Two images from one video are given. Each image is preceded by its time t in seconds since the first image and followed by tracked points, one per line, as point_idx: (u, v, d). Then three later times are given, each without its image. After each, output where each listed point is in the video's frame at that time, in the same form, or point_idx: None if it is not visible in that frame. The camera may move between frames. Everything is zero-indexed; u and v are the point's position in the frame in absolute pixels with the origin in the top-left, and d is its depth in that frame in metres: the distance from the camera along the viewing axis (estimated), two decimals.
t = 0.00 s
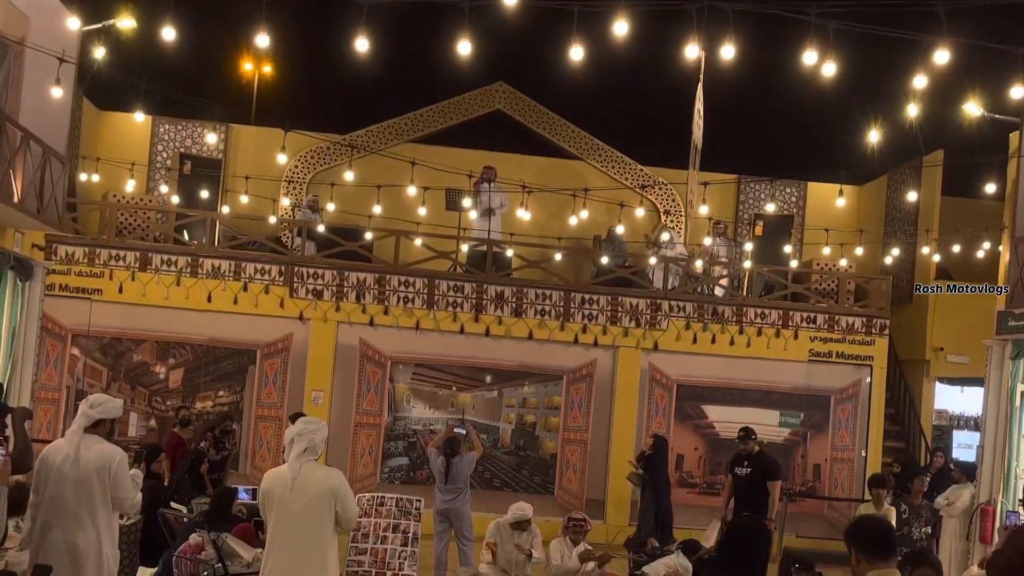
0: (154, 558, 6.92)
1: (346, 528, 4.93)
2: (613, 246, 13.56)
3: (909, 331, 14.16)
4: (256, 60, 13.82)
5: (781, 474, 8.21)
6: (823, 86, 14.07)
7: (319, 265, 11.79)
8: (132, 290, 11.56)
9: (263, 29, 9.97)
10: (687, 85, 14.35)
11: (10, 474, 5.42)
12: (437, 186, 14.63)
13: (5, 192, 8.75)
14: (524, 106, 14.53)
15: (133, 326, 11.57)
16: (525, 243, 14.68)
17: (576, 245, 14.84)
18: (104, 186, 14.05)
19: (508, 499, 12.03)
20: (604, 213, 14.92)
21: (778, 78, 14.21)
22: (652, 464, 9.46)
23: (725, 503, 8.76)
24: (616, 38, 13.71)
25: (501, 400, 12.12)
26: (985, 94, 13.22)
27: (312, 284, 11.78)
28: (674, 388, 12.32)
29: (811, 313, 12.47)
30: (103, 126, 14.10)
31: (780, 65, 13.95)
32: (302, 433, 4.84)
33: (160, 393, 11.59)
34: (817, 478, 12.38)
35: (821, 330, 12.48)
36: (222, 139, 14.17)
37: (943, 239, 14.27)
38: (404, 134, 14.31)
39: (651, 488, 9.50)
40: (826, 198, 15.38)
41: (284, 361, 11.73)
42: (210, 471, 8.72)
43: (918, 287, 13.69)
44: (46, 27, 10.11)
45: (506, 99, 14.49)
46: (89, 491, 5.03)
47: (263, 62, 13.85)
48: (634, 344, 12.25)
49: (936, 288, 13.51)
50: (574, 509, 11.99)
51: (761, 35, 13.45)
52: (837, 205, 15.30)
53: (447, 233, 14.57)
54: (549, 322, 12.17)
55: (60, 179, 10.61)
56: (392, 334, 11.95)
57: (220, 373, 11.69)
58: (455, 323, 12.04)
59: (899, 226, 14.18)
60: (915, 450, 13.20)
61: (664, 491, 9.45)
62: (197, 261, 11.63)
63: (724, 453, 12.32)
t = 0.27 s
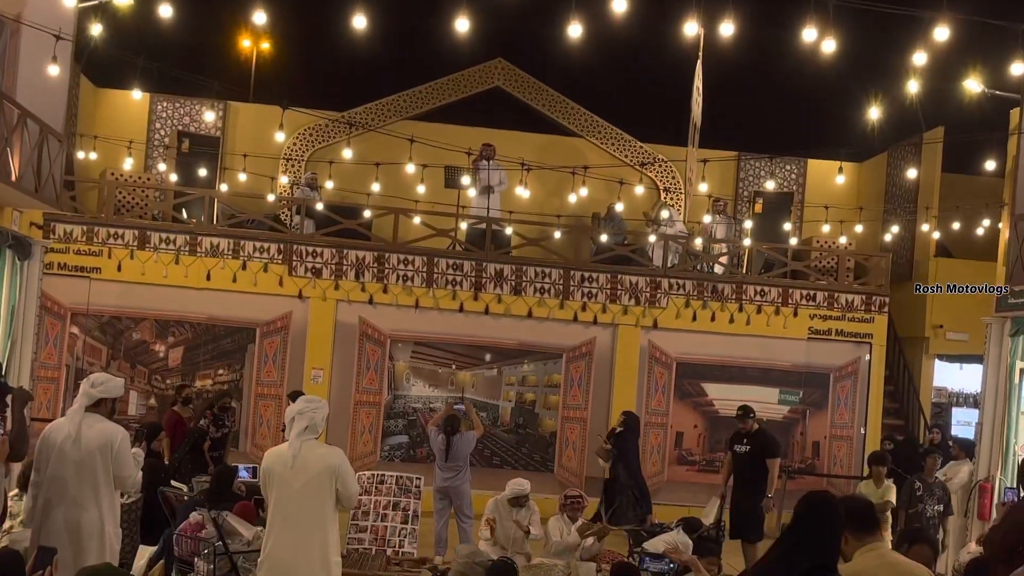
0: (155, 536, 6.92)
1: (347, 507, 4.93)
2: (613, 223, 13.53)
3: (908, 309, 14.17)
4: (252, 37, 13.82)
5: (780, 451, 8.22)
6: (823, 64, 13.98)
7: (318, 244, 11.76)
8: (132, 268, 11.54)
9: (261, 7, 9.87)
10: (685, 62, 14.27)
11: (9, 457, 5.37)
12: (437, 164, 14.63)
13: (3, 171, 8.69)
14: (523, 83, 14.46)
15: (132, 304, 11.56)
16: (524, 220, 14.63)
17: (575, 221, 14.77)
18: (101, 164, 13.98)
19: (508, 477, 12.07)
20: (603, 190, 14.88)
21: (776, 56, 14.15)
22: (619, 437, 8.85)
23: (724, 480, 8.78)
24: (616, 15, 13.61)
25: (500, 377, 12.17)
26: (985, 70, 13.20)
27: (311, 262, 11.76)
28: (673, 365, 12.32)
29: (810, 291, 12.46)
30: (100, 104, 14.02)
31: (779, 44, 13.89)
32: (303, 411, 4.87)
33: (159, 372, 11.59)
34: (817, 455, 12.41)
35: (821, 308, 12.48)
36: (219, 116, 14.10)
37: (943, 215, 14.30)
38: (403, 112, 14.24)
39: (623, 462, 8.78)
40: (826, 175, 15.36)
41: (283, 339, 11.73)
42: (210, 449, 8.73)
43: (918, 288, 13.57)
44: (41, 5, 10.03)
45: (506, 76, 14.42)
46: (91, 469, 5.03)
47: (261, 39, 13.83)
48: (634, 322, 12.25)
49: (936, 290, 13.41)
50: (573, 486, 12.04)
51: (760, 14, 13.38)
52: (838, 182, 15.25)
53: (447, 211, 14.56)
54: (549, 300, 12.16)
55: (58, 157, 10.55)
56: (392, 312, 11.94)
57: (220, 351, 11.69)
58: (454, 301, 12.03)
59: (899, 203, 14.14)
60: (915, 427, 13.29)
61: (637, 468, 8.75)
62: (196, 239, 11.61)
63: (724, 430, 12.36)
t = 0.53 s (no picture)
0: (156, 524, 6.94)
1: (347, 494, 4.94)
2: (612, 210, 13.53)
3: (907, 294, 14.17)
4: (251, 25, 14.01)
5: (779, 437, 8.24)
6: (821, 51, 14.29)
7: (317, 232, 11.76)
8: (131, 256, 11.54)
9: None
10: (686, 50, 14.65)
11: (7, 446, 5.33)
12: (435, 151, 14.50)
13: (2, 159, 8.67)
14: (523, 70, 14.42)
15: (132, 292, 11.56)
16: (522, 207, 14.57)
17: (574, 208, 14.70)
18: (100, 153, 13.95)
19: (508, 463, 12.09)
20: (602, 176, 14.79)
21: (777, 43, 14.42)
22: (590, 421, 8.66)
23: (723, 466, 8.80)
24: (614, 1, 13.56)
25: (500, 364, 12.16)
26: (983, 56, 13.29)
27: (311, 250, 11.75)
28: (673, 352, 12.34)
29: (809, 277, 12.46)
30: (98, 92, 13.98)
31: (779, 31, 14.25)
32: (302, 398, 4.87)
33: (159, 360, 11.61)
34: (816, 441, 12.45)
35: (820, 294, 12.47)
36: (217, 104, 14.05)
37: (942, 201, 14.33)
38: (401, 98, 14.19)
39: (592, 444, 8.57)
40: (826, 160, 15.10)
41: (283, 327, 11.74)
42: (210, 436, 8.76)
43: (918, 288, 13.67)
44: None
45: (504, 63, 14.37)
46: (93, 457, 5.05)
47: (259, 27, 14.00)
48: (633, 309, 12.25)
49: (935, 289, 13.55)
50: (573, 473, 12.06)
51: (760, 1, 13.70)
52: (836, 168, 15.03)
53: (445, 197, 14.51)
54: (548, 287, 12.16)
55: (56, 146, 10.54)
56: (391, 299, 11.94)
57: (220, 339, 11.70)
58: (454, 288, 12.03)
59: (898, 189, 14.10)
60: (914, 413, 13.35)
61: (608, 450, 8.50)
62: (195, 227, 11.59)
63: (723, 417, 12.38)
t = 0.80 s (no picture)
0: (158, 521, 6.94)
1: (349, 490, 4.95)
2: (613, 205, 13.53)
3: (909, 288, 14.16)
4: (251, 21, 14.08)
5: (782, 431, 8.24)
6: (821, 45, 14.27)
7: (318, 228, 11.76)
8: (132, 253, 11.54)
9: None
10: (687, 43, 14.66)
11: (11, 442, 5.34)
12: (435, 146, 14.46)
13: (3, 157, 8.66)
14: (523, 64, 14.40)
15: (133, 289, 11.56)
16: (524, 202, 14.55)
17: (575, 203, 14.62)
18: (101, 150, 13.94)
19: (510, 459, 12.11)
20: (603, 171, 14.76)
21: (777, 36, 14.39)
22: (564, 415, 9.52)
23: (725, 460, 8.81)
24: None
25: (502, 359, 12.14)
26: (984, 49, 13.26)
27: (312, 246, 11.75)
28: (675, 347, 12.34)
29: (811, 271, 12.45)
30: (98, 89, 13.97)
31: (779, 25, 14.21)
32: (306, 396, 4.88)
33: (161, 357, 11.61)
34: (818, 435, 12.46)
35: (822, 288, 12.46)
36: (218, 101, 14.02)
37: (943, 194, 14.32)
38: (402, 94, 14.17)
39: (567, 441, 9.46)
40: (826, 153, 15.07)
41: (284, 323, 11.74)
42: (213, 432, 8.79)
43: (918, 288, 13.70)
44: None
45: (505, 58, 14.38)
46: (96, 455, 5.06)
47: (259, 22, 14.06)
48: (634, 304, 12.25)
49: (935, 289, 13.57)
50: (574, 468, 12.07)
51: None
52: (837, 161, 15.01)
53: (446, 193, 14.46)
54: (549, 282, 12.16)
55: (57, 143, 10.54)
56: (393, 295, 11.94)
57: (221, 336, 11.71)
58: (455, 284, 12.03)
59: (899, 183, 14.09)
60: (916, 406, 13.36)
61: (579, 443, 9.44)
62: (196, 224, 11.59)
63: (725, 411, 12.39)
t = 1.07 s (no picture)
0: (161, 521, 6.95)
1: (351, 490, 4.97)
2: (615, 205, 13.54)
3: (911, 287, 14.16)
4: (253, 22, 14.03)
5: (784, 430, 8.24)
6: (823, 44, 14.19)
7: (321, 228, 11.78)
8: (135, 254, 11.56)
9: None
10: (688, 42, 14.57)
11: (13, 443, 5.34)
12: (437, 147, 14.49)
13: (6, 158, 8.69)
14: (525, 64, 14.44)
15: (136, 290, 11.59)
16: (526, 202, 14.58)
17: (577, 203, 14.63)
18: (103, 151, 13.96)
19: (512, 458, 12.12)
20: (605, 171, 14.79)
21: (779, 35, 14.33)
22: (534, 414, 10.26)
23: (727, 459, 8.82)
24: None
25: (504, 359, 12.14)
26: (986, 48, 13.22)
27: (314, 246, 11.77)
28: (677, 346, 12.34)
29: (812, 270, 12.45)
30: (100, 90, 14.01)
31: (781, 24, 14.14)
32: (308, 396, 4.89)
33: (164, 357, 11.63)
34: (820, 434, 12.44)
35: (824, 287, 12.47)
36: (220, 102, 14.07)
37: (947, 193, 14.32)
38: (403, 94, 14.21)
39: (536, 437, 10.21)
40: (829, 152, 15.16)
41: (287, 323, 11.76)
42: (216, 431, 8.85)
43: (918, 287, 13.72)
44: None
45: (506, 58, 14.41)
46: (99, 455, 5.08)
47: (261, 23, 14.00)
48: (636, 303, 12.26)
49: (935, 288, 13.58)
50: (577, 468, 12.08)
51: None
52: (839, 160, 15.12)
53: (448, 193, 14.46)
54: (551, 282, 12.17)
55: (60, 144, 10.56)
56: (395, 295, 11.96)
57: (224, 336, 11.73)
58: (457, 284, 12.05)
59: (901, 183, 14.10)
60: (918, 405, 13.37)
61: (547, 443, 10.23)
62: (198, 225, 11.61)
63: (727, 410, 12.39)
